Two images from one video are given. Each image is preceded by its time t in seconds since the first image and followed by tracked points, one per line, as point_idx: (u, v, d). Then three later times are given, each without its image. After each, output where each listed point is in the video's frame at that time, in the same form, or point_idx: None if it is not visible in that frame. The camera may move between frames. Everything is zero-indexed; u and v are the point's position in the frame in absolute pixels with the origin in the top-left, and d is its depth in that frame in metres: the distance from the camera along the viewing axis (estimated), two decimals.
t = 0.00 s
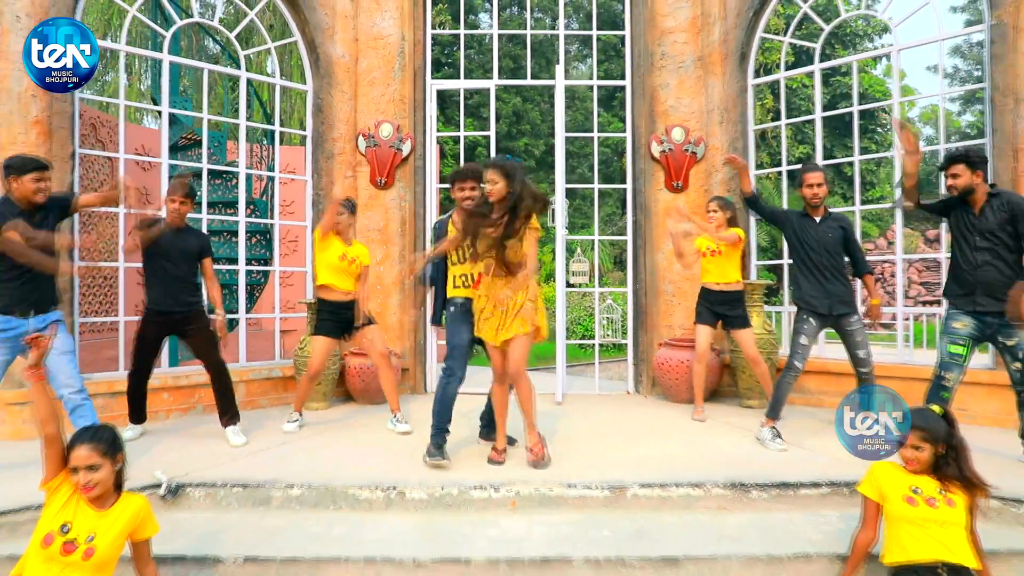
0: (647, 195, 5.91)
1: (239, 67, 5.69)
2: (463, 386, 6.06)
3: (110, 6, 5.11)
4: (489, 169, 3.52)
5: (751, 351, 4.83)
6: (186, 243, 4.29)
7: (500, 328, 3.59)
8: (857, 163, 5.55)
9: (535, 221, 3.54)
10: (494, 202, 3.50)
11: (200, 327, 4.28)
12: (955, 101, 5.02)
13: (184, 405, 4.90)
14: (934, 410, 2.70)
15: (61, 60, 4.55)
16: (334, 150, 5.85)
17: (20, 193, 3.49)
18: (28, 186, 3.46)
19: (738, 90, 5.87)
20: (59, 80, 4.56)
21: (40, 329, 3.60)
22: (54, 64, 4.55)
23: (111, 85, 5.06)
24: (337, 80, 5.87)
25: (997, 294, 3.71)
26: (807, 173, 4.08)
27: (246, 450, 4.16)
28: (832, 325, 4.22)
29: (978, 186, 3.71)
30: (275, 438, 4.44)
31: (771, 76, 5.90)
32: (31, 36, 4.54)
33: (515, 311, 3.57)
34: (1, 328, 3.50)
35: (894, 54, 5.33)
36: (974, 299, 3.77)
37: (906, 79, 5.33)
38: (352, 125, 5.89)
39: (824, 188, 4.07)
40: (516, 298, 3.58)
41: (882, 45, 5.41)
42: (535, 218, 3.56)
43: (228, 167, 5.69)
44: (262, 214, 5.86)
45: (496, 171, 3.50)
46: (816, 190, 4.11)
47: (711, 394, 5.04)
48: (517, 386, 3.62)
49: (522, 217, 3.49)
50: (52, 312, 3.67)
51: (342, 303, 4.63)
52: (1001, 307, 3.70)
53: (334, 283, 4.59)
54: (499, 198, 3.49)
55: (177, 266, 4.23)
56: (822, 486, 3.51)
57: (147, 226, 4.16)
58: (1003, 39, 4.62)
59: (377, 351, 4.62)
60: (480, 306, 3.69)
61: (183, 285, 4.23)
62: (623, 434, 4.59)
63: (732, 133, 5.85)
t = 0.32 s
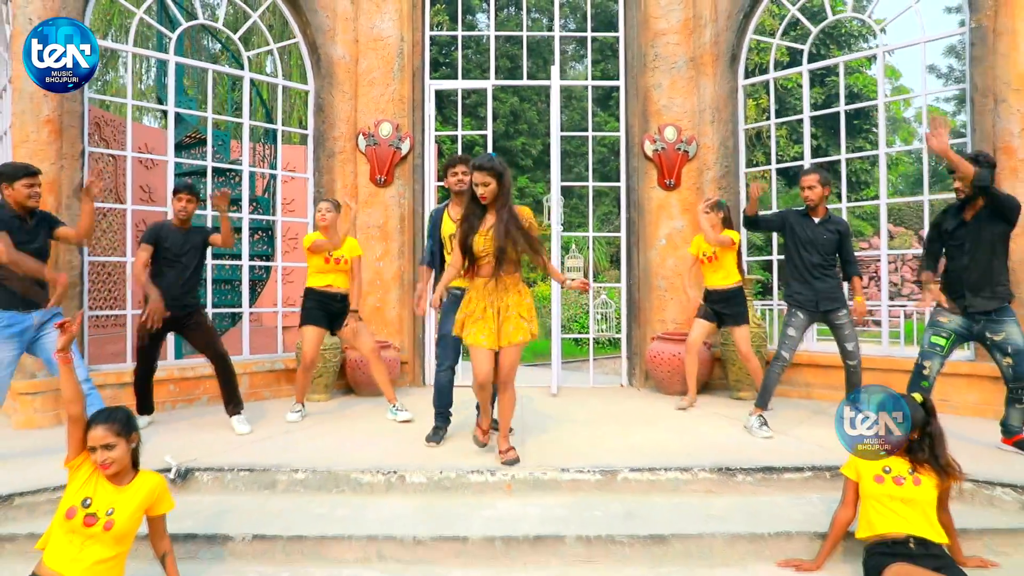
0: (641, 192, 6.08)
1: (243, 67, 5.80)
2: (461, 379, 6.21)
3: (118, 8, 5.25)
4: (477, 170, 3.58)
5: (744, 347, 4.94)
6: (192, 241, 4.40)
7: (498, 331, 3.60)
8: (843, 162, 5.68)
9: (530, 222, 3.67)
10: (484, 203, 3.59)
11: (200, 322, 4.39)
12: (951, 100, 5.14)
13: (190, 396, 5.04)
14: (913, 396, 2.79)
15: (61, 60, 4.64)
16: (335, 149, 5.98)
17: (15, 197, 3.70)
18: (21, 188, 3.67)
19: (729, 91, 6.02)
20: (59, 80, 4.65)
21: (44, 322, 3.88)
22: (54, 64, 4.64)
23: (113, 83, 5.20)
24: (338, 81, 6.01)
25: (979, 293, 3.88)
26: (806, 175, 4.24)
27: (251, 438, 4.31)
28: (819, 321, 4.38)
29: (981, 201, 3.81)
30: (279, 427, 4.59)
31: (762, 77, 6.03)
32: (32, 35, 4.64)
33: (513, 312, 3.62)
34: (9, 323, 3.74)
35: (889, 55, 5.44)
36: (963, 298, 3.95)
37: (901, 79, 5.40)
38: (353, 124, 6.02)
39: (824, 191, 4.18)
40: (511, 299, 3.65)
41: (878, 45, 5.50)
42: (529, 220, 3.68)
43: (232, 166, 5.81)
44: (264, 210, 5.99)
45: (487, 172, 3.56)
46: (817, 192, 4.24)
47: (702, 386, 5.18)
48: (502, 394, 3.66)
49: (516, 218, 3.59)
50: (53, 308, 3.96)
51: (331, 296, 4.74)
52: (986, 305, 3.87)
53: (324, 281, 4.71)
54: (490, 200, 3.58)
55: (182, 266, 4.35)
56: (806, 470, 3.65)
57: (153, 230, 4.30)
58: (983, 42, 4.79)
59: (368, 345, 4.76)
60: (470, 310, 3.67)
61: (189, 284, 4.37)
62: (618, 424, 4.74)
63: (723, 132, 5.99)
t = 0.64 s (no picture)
0: (637, 190, 6.21)
1: (247, 68, 5.92)
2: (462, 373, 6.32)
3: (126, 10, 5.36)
4: (473, 165, 3.32)
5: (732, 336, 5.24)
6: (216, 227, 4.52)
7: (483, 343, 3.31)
8: (836, 160, 5.82)
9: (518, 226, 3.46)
10: (476, 199, 3.34)
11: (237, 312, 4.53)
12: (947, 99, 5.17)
13: (196, 389, 5.15)
14: (911, 381, 2.81)
15: (61, 60, 4.46)
16: (337, 147, 6.09)
17: (54, 168, 3.66)
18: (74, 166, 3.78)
19: (724, 90, 6.14)
20: (57, 79, 4.43)
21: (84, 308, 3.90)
22: (53, 63, 4.45)
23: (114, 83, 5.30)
24: (340, 81, 6.11)
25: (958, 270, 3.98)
26: (776, 171, 4.41)
27: (257, 429, 4.42)
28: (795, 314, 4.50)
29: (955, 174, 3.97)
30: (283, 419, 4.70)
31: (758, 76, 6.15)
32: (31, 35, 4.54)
33: (500, 324, 3.37)
34: (50, 306, 3.77)
35: (886, 53, 5.54)
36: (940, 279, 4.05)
37: (897, 78, 5.48)
38: (354, 123, 6.13)
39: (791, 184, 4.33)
40: (496, 309, 3.38)
41: (871, 45, 5.63)
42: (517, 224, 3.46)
43: (237, 164, 5.92)
44: (268, 208, 6.07)
45: (483, 169, 3.31)
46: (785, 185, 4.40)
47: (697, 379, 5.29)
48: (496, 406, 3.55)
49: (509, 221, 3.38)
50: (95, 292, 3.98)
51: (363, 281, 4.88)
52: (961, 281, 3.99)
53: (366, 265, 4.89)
54: (482, 196, 3.34)
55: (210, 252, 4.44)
56: (797, 459, 3.76)
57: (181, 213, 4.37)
58: (971, 42, 4.89)
59: (383, 335, 4.82)
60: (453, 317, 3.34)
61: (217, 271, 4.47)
62: (615, 416, 4.87)
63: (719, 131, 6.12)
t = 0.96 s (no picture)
0: (637, 190, 6.31)
1: (254, 71, 6.04)
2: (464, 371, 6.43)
3: (135, 14, 5.47)
4: (465, 174, 3.10)
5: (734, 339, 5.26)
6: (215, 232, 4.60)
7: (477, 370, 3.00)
8: (832, 160, 5.92)
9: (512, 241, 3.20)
10: (470, 209, 3.08)
11: (234, 312, 4.64)
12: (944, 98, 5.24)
13: (204, 387, 5.26)
14: (916, 378, 2.80)
15: (61, 60, 4.67)
16: (341, 149, 6.21)
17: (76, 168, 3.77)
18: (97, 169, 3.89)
19: (723, 92, 6.24)
20: (58, 79, 4.63)
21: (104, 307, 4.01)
22: (53, 64, 4.61)
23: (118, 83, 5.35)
24: (344, 84, 6.22)
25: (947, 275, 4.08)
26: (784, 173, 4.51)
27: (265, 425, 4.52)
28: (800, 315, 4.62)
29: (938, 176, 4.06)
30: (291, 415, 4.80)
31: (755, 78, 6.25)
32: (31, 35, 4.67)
33: (495, 348, 3.01)
34: (74, 304, 3.88)
35: (885, 54, 5.61)
36: (933, 282, 4.17)
37: (896, 78, 5.55)
38: (359, 125, 6.23)
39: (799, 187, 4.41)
40: (493, 331, 3.05)
41: (869, 46, 5.71)
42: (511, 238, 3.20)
43: (244, 164, 6.00)
44: (274, 208, 6.16)
45: (474, 176, 3.08)
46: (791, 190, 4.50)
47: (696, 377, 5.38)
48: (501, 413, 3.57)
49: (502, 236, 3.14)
50: (114, 290, 4.09)
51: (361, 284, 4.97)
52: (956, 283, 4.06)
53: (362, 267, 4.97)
54: (477, 206, 3.08)
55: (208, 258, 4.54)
56: (793, 453, 3.86)
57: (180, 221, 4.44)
58: (964, 46, 4.99)
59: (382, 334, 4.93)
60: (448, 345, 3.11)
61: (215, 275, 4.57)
62: (615, 412, 4.98)
63: (718, 132, 6.24)
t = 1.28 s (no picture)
0: (638, 191, 6.35)
1: (258, 72, 6.06)
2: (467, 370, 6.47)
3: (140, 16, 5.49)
4: (477, 185, 2.76)
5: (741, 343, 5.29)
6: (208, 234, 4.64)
7: (496, 409, 2.63)
8: (831, 163, 5.93)
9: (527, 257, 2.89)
10: (482, 224, 2.75)
11: (219, 316, 4.66)
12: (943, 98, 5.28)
13: (209, 386, 5.30)
14: (924, 379, 2.80)
15: (61, 60, 4.75)
16: (344, 150, 6.25)
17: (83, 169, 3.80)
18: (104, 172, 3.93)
19: (723, 94, 6.30)
20: (58, 80, 4.69)
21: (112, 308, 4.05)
22: (54, 64, 4.70)
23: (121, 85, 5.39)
24: (347, 86, 6.28)
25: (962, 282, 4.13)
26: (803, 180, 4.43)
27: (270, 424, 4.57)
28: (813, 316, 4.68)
29: (959, 182, 4.09)
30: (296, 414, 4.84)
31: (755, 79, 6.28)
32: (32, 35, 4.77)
33: (515, 383, 2.68)
34: (82, 305, 3.93)
35: (887, 54, 5.64)
36: (955, 285, 4.18)
37: (896, 78, 5.60)
38: (362, 126, 6.27)
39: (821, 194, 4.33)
40: (512, 361, 2.71)
41: (867, 48, 5.76)
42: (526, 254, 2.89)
43: (248, 166, 6.05)
44: (278, 209, 6.21)
45: (488, 187, 2.75)
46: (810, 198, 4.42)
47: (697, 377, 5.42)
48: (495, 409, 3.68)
49: (517, 253, 2.82)
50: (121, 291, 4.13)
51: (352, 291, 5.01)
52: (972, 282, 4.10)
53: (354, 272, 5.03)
54: (492, 219, 2.76)
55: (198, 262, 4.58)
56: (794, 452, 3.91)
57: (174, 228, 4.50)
58: (963, 49, 5.03)
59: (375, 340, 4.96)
60: (458, 379, 2.69)
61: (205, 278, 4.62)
62: (618, 412, 5.01)
63: (718, 133, 6.28)
